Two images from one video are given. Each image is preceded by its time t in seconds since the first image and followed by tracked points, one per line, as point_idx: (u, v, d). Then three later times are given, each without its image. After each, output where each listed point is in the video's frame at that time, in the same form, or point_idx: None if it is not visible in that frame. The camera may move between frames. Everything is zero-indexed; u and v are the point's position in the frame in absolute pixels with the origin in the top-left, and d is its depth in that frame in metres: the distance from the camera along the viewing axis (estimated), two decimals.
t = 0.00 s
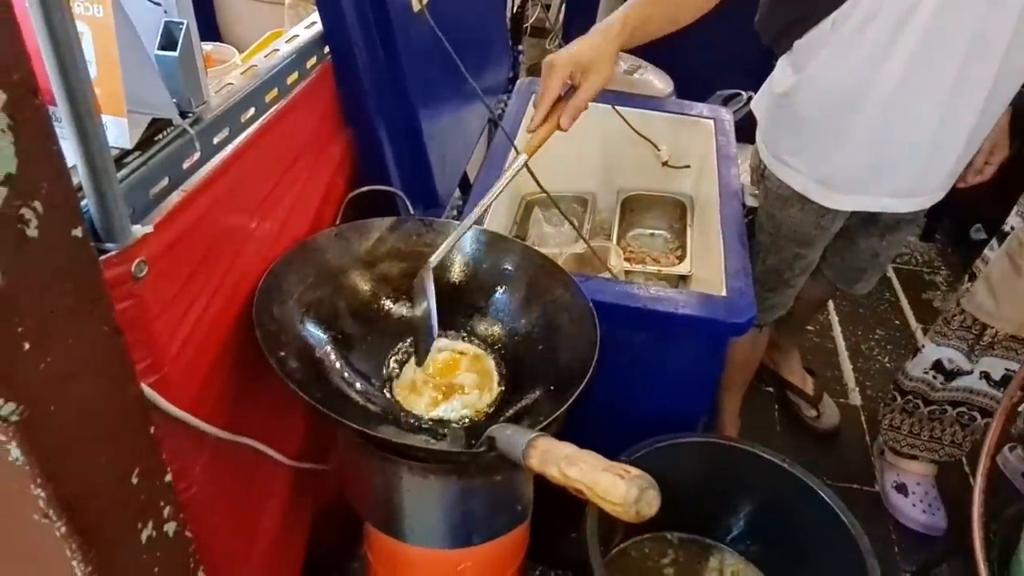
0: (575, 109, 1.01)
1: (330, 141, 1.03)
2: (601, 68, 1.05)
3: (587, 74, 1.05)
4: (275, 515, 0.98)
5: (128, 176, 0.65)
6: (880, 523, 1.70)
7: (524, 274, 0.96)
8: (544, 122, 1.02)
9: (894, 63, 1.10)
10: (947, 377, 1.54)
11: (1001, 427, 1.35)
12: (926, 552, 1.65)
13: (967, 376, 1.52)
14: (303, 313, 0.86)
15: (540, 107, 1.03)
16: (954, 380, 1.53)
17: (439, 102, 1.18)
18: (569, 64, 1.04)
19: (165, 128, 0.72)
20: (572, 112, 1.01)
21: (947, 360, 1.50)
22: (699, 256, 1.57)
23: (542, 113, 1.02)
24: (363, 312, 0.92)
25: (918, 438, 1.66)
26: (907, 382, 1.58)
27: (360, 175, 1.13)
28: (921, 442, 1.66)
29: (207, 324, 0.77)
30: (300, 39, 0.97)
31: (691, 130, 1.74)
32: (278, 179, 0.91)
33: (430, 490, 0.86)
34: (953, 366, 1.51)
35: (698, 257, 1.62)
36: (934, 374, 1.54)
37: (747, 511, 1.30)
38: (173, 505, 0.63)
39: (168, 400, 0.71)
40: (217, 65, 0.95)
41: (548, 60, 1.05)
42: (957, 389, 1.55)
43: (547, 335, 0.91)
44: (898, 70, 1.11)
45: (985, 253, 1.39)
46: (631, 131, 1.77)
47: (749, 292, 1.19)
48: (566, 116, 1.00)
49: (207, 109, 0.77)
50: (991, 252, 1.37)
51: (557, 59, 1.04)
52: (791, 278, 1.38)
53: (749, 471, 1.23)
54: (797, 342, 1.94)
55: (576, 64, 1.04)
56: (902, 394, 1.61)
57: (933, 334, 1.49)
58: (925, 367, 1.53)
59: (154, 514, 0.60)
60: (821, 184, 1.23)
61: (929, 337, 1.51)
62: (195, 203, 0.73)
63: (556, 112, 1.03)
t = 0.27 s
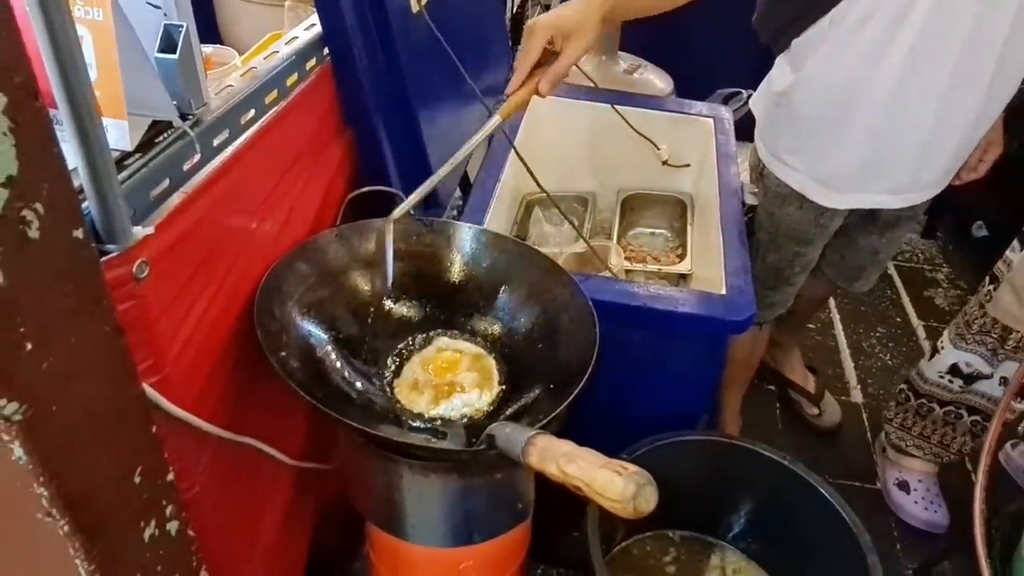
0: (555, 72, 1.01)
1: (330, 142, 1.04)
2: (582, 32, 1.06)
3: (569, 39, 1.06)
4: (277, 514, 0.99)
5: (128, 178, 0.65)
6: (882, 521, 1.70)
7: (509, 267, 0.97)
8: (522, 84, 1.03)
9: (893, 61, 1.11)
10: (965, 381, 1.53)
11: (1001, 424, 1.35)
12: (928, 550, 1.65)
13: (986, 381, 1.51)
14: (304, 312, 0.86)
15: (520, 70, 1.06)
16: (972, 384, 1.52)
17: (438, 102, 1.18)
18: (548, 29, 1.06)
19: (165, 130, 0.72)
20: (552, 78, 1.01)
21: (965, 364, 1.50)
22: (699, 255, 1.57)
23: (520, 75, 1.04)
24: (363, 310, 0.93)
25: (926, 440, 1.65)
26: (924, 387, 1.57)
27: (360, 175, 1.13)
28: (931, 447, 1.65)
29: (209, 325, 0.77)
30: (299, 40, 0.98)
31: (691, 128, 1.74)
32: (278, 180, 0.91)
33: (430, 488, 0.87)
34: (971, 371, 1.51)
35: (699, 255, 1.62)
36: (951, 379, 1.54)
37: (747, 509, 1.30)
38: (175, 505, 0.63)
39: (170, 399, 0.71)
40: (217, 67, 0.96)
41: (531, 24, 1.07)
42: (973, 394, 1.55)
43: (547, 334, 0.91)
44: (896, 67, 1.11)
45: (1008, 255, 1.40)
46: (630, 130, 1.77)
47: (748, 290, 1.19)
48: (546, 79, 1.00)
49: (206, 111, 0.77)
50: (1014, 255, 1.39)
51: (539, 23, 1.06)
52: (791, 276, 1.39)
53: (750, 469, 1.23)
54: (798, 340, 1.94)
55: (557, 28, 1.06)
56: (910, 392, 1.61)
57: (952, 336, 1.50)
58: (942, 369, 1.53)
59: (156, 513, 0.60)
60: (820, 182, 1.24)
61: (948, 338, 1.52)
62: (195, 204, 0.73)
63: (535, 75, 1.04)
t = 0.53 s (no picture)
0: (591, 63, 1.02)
1: (326, 143, 1.04)
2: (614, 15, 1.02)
3: (603, 23, 1.02)
4: (277, 515, 0.99)
5: (125, 180, 0.66)
6: (882, 517, 1.70)
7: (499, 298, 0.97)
8: (568, 83, 1.02)
9: (887, 57, 1.11)
10: (974, 382, 1.52)
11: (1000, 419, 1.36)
12: (928, 546, 1.65)
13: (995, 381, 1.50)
14: (301, 312, 0.87)
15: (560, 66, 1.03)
16: (981, 385, 1.51)
17: (434, 103, 1.18)
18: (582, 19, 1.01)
19: (161, 132, 0.73)
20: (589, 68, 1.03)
21: (972, 364, 1.50)
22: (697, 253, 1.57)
23: (565, 75, 1.02)
24: (360, 310, 0.93)
25: (927, 441, 1.66)
26: (934, 389, 1.57)
27: (357, 176, 1.14)
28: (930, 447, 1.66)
29: (207, 325, 0.78)
30: (295, 42, 0.98)
31: (688, 127, 1.75)
32: (275, 181, 0.92)
33: (429, 487, 0.87)
34: (980, 370, 1.50)
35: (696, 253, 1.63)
36: (961, 379, 1.53)
37: (746, 506, 1.30)
38: (174, 504, 0.63)
39: (168, 400, 0.71)
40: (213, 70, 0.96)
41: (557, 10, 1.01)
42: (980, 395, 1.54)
43: (544, 334, 0.92)
44: (891, 63, 1.11)
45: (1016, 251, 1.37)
46: (627, 128, 1.77)
47: (746, 288, 1.20)
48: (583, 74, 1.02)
49: (202, 112, 0.78)
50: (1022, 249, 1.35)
51: (571, 13, 1.00)
52: (788, 273, 1.39)
53: (749, 467, 1.24)
54: (797, 337, 1.94)
55: (591, 16, 1.01)
56: (922, 392, 1.60)
57: (961, 335, 1.49)
58: (949, 370, 1.52)
59: (155, 513, 0.61)
60: (816, 179, 1.24)
61: (955, 337, 1.51)
62: (192, 206, 0.74)
63: (579, 71, 1.03)
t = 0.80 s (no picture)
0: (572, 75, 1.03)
1: (319, 144, 1.05)
2: (603, 28, 1.03)
3: (590, 36, 1.03)
4: (274, 516, 0.99)
5: (116, 183, 0.66)
6: (880, 512, 1.70)
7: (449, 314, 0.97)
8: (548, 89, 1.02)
9: (879, 52, 1.11)
10: (974, 376, 1.52)
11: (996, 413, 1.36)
12: (926, 540, 1.66)
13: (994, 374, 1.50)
14: (295, 313, 0.87)
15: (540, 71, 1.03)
16: (982, 378, 1.51)
17: (427, 103, 1.19)
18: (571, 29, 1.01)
19: (153, 135, 0.73)
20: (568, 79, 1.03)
21: (971, 359, 1.50)
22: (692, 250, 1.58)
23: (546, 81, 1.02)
24: (352, 311, 0.94)
25: (926, 434, 1.66)
26: (934, 383, 1.57)
27: (350, 177, 1.14)
28: (929, 439, 1.66)
29: (201, 327, 0.78)
30: (286, 44, 0.99)
31: (682, 125, 1.75)
32: (268, 183, 0.92)
33: (424, 486, 0.88)
34: (979, 365, 1.50)
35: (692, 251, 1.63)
36: (960, 374, 1.53)
37: (743, 502, 1.31)
38: (169, 504, 0.64)
39: (162, 401, 0.72)
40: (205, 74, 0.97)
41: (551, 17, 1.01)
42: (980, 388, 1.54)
43: (538, 332, 0.92)
44: (882, 58, 1.11)
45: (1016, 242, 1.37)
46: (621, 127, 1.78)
47: (740, 284, 1.20)
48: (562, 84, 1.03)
49: (193, 115, 0.78)
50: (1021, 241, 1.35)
51: (562, 21, 1.00)
52: (783, 269, 1.39)
53: (746, 463, 1.24)
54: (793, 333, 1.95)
55: (581, 28, 1.01)
56: (921, 387, 1.60)
57: (959, 329, 1.49)
58: (949, 365, 1.52)
59: (150, 513, 0.61)
60: (810, 175, 1.24)
61: (955, 332, 1.50)
62: (185, 208, 0.74)
63: (559, 78, 1.03)
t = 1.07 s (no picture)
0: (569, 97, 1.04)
1: (312, 149, 1.06)
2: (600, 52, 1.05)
3: (587, 58, 1.05)
4: (274, 519, 1.00)
5: (110, 191, 0.67)
6: (879, 506, 1.71)
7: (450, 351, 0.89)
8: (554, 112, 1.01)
9: (867, 48, 1.12)
10: (971, 367, 1.51)
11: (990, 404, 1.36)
12: (925, 533, 1.66)
13: (991, 364, 1.50)
14: (290, 317, 0.88)
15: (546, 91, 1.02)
16: (978, 369, 1.51)
17: (419, 107, 1.20)
18: (576, 48, 1.02)
19: (146, 143, 0.74)
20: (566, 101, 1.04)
21: (969, 348, 1.49)
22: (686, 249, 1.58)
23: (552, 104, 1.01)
24: (346, 314, 0.95)
25: (927, 426, 1.66)
26: (933, 374, 1.57)
27: (344, 181, 1.15)
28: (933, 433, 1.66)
29: (197, 332, 0.79)
30: (278, 51, 1.00)
31: (674, 124, 1.76)
32: (262, 189, 0.93)
33: (422, 486, 0.88)
34: (976, 354, 1.49)
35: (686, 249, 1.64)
36: (959, 364, 1.52)
37: (739, 498, 1.31)
38: (168, 508, 0.65)
39: (160, 406, 0.73)
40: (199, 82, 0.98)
41: (554, 36, 1.02)
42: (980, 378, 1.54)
43: (532, 333, 0.92)
44: (870, 54, 1.12)
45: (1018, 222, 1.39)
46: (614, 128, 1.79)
47: (733, 282, 1.21)
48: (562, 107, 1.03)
49: (187, 123, 0.79)
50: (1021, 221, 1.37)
51: (567, 40, 1.02)
52: (777, 266, 1.40)
53: (742, 459, 1.25)
54: (789, 330, 1.95)
55: (583, 48, 1.03)
56: (920, 376, 1.60)
57: (956, 317, 1.48)
58: (948, 355, 1.52)
59: (149, 517, 0.62)
60: (801, 171, 1.25)
61: (955, 322, 1.50)
62: (179, 215, 0.75)
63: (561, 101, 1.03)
